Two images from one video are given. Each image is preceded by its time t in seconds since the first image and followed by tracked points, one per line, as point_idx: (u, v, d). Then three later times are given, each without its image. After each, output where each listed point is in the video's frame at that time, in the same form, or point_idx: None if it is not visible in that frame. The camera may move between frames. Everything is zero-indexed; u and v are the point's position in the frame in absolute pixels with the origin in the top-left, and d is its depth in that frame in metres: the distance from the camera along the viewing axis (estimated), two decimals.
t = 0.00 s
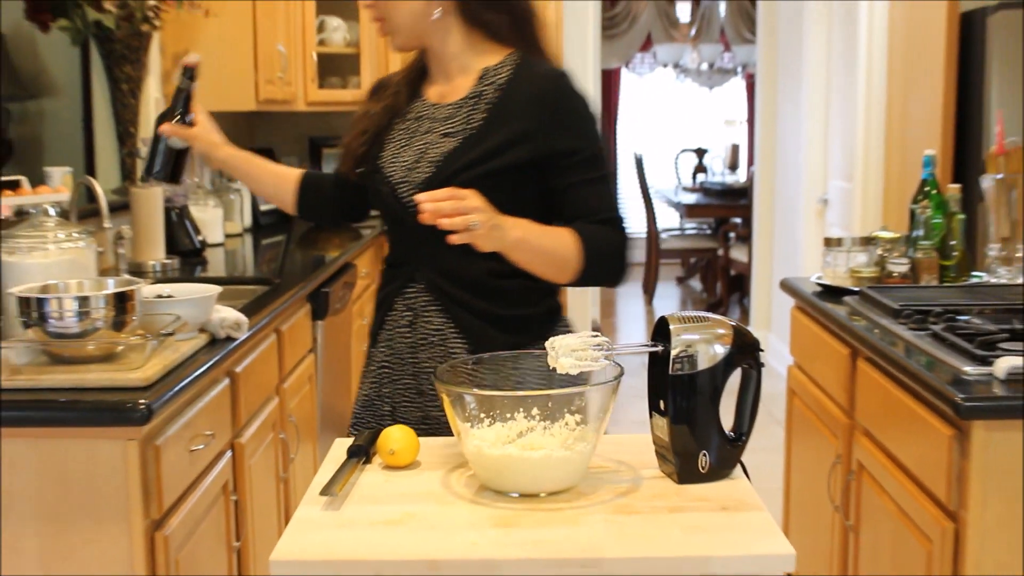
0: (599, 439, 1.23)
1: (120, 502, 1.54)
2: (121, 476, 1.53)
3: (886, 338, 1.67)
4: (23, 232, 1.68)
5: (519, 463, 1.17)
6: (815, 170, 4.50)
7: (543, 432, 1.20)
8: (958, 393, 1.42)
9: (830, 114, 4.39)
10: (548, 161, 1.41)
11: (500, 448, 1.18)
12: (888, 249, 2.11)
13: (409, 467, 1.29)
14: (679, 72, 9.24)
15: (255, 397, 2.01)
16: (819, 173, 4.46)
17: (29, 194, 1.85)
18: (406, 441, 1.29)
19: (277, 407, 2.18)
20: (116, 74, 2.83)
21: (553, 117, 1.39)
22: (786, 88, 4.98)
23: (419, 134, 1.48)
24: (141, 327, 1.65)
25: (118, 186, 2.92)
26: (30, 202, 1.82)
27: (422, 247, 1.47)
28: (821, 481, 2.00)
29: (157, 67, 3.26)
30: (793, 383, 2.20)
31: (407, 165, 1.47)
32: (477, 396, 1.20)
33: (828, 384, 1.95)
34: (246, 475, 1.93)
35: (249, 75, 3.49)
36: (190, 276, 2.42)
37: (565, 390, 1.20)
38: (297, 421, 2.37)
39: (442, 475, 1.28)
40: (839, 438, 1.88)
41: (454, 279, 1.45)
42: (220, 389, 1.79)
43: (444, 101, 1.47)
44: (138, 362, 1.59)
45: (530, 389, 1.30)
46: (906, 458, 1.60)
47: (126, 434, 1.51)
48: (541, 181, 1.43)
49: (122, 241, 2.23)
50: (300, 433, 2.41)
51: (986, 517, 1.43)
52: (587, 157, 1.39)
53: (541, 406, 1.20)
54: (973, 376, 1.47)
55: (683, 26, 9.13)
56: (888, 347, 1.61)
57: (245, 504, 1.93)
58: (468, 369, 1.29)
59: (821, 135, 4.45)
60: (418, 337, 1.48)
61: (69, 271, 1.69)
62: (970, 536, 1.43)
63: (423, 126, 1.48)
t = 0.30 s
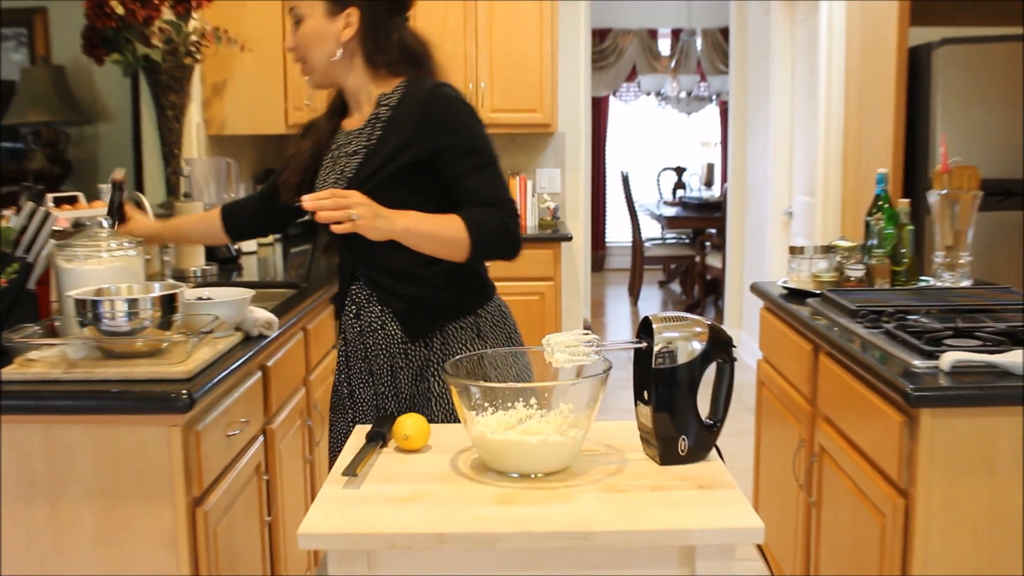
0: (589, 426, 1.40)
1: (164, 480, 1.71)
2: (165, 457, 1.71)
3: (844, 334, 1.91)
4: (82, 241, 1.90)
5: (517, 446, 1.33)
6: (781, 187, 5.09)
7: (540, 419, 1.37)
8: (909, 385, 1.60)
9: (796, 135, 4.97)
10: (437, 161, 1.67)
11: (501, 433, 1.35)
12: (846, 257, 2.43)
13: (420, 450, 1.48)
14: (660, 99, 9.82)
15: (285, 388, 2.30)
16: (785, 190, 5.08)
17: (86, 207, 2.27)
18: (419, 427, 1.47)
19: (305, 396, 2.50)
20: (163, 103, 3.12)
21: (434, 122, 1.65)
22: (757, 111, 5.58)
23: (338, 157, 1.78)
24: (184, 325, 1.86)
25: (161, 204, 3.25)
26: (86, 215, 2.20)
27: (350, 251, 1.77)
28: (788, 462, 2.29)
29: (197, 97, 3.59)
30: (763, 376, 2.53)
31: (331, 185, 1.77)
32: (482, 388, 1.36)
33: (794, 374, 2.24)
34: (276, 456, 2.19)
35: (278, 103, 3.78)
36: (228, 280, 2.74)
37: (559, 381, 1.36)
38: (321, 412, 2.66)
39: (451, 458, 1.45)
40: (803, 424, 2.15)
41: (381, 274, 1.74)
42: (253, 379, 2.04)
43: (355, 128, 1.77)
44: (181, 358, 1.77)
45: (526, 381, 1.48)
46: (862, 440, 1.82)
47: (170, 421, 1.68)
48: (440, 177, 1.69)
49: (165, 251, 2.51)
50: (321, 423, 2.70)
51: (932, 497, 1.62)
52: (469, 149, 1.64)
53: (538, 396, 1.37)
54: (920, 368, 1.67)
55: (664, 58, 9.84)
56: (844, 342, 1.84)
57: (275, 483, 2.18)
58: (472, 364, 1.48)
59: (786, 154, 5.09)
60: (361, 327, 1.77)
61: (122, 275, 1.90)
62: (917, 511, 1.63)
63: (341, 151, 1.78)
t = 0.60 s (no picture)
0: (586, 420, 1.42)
1: (186, 474, 1.78)
2: (186, 451, 1.77)
3: (823, 333, 2.11)
4: (108, 247, 2.04)
5: (516, 440, 1.36)
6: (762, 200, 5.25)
7: (538, 415, 1.38)
8: (884, 382, 1.70)
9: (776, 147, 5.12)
10: (414, 162, 1.85)
11: (501, 428, 1.37)
12: (824, 261, 2.61)
13: (426, 444, 1.52)
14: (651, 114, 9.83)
15: (301, 386, 2.44)
16: (766, 201, 5.23)
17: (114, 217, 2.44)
18: (425, 422, 1.51)
19: (319, 393, 2.66)
20: (186, 120, 3.25)
21: (407, 128, 1.84)
22: (738, 126, 5.74)
23: (318, 171, 1.94)
24: (206, 326, 1.98)
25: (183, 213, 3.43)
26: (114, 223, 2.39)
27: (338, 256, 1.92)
28: (772, 455, 2.47)
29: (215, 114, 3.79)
30: (747, 374, 2.71)
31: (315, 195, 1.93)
32: (484, 385, 1.38)
33: (777, 373, 2.42)
34: (289, 451, 2.32)
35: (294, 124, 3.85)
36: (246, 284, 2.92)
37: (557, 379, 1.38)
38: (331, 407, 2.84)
39: (453, 450, 1.50)
40: (784, 418, 2.33)
41: (368, 271, 1.89)
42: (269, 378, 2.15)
43: (330, 143, 1.94)
44: (202, 356, 1.88)
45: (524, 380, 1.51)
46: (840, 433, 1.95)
47: (191, 416, 1.75)
48: (417, 176, 1.87)
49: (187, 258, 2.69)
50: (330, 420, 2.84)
51: (905, 487, 1.73)
52: (442, 147, 1.84)
53: (536, 392, 1.38)
54: (895, 366, 1.79)
55: (653, 77, 10.30)
56: (823, 341, 2.01)
57: (291, 473, 2.33)
58: (475, 362, 1.51)
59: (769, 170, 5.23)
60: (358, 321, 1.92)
61: (147, 279, 2.03)
62: (892, 499, 1.73)
63: (322, 165, 1.94)
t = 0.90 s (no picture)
0: (585, 424, 1.42)
1: (185, 477, 1.78)
2: (185, 455, 1.77)
3: (821, 336, 2.11)
4: (109, 251, 2.04)
5: (515, 443, 1.35)
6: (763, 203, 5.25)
7: (537, 418, 1.38)
8: (884, 386, 1.70)
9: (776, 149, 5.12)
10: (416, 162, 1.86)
11: (501, 431, 1.37)
12: (823, 265, 2.59)
13: (425, 447, 1.52)
14: (651, 117, 9.81)
15: (300, 388, 2.44)
16: (766, 204, 5.23)
17: (114, 221, 2.45)
18: (425, 425, 1.51)
19: (318, 396, 2.66)
20: (186, 124, 3.25)
21: (410, 129, 1.86)
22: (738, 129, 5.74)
23: (319, 172, 1.93)
24: (204, 329, 1.98)
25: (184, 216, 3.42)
26: (113, 226, 2.40)
27: (340, 255, 1.92)
28: (772, 458, 2.46)
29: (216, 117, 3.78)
30: (746, 377, 2.72)
31: (316, 195, 1.91)
32: (483, 388, 1.38)
33: (776, 377, 2.42)
34: (289, 454, 2.33)
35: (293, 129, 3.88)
36: (245, 287, 2.92)
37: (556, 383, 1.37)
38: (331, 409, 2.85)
39: (453, 454, 1.50)
40: (784, 421, 2.32)
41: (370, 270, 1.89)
42: (268, 381, 2.15)
43: (329, 145, 1.94)
44: (201, 360, 1.88)
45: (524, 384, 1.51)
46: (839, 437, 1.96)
47: (190, 419, 1.75)
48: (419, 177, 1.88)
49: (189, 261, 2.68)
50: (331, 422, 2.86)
51: (905, 490, 1.73)
52: (444, 146, 1.83)
53: (536, 396, 1.38)
54: (894, 370, 1.79)
55: (653, 80, 10.27)
56: (822, 344, 2.02)
57: (290, 477, 2.33)
58: (474, 365, 1.51)
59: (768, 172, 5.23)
60: (359, 321, 1.91)
61: (148, 283, 2.03)
62: (892, 503, 1.73)
63: (321, 166, 1.94)
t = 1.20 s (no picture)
0: (585, 433, 1.41)
1: (184, 485, 1.77)
2: (184, 463, 1.77)
3: (821, 344, 2.11)
4: (108, 260, 2.05)
5: (515, 452, 1.35)
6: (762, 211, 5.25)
7: (537, 427, 1.38)
8: (883, 393, 1.70)
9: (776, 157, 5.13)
10: (440, 172, 1.83)
11: (500, 440, 1.36)
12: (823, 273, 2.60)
13: (424, 456, 1.52)
14: (649, 125, 9.84)
15: (300, 396, 2.44)
16: (765, 212, 5.24)
17: (113, 228, 2.45)
18: (424, 434, 1.50)
19: (318, 404, 2.67)
20: (186, 132, 3.26)
21: (433, 139, 1.84)
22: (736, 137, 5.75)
23: (335, 176, 1.88)
24: (204, 337, 1.99)
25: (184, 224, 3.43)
26: (113, 235, 2.40)
27: (356, 262, 1.87)
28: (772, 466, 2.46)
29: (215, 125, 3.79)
30: (745, 385, 2.72)
31: (334, 200, 1.86)
32: (483, 397, 1.38)
33: (775, 385, 2.41)
34: (288, 462, 2.33)
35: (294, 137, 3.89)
36: (245, 296, 2.93)
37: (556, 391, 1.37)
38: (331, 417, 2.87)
39: (452, 463, 1.49)
40: (784, 429, 2.32)
41: (388, 277, 1.84)
42: (267, 390, 2.15)
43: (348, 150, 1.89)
44: (201, 368, 1.87)
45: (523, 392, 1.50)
46: (839, 445, 1.95)
47: (190, 428, 1.75)
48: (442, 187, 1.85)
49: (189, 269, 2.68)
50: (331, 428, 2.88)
51: (905, 498, 1.72)
52: (469, 158, 1.85)
53: (535, 404, 1.38)
54: (894, 378, 1.79)
55: (652, 88, 10.30)
56: (822, 352, 2.02)
57: (290, 486, 2.33)
58: (474, 373, 1.51)
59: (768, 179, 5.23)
60: (374, 329, 1.86)
61: (147, 291, 2.05)
62: (891, 510, 1.73)
63: (338, 171, 1.88)
